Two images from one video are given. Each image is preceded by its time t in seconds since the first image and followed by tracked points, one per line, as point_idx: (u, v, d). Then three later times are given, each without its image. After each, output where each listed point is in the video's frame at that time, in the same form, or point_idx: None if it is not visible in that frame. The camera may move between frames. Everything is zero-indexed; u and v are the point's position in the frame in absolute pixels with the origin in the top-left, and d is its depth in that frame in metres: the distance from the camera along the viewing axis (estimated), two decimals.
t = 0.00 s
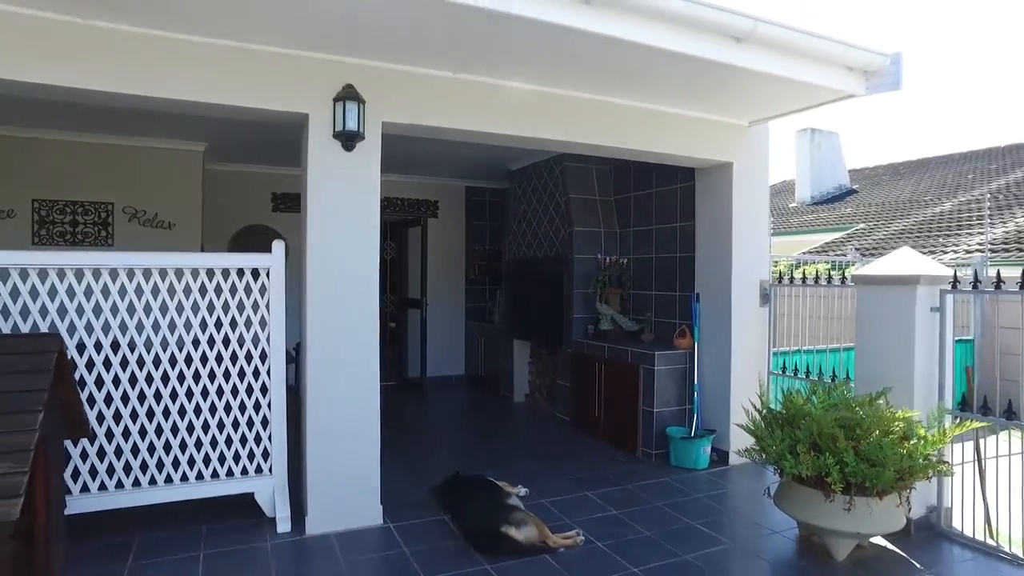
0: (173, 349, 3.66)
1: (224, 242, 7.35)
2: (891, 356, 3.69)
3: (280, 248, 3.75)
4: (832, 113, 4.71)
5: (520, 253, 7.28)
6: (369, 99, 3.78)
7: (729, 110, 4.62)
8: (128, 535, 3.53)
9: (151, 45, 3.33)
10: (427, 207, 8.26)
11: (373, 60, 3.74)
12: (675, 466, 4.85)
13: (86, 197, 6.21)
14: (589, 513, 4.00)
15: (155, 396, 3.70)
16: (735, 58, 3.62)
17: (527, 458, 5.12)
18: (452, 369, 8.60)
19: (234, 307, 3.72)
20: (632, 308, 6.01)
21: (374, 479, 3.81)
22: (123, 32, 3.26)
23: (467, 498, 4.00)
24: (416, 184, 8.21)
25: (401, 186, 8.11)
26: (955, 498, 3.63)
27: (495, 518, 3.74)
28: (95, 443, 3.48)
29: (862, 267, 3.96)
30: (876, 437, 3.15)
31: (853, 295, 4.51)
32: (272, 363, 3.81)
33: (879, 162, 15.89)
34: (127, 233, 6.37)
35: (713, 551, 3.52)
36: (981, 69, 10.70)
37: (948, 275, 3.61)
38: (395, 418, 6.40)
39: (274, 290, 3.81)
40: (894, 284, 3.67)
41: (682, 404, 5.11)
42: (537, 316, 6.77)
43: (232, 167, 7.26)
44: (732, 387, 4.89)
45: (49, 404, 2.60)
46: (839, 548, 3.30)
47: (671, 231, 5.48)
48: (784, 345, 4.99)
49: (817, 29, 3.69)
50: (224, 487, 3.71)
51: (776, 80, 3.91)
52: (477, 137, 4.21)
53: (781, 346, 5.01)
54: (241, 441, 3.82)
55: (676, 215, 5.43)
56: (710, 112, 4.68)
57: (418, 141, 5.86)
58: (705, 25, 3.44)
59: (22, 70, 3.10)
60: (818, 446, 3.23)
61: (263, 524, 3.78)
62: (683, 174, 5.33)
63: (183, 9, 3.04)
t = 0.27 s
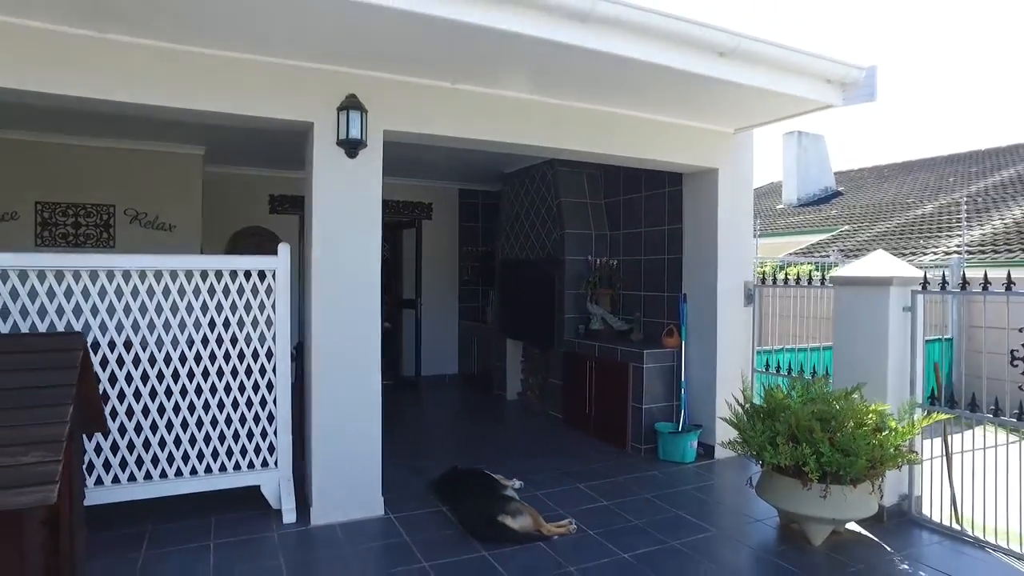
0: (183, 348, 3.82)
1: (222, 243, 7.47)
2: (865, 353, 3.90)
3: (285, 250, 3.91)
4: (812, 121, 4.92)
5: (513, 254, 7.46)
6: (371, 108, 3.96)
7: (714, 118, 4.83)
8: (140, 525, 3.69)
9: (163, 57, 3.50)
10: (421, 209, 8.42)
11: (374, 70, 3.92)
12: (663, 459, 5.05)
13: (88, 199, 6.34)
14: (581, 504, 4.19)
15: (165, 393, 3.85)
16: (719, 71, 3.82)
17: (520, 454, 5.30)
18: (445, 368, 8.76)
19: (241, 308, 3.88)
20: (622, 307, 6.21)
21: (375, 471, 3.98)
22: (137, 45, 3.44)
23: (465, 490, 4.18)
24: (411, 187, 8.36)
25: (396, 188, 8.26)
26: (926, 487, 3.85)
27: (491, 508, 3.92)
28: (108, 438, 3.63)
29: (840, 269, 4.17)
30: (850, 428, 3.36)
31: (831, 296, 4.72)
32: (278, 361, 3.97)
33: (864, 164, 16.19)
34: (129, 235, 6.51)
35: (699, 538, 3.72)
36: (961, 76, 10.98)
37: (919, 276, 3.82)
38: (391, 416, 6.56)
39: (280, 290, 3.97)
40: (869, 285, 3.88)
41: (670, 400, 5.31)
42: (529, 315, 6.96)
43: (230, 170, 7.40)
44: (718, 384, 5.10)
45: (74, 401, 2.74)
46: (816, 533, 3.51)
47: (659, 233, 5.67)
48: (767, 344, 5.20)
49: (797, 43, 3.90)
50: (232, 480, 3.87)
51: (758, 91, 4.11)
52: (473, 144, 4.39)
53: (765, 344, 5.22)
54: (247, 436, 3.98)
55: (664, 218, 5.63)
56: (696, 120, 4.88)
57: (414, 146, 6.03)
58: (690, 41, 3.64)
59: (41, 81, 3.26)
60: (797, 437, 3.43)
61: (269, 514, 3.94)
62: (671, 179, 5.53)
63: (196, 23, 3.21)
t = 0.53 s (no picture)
0: (189, 346, 3.93)
1: (220, 244, 7.57)
2: (848, 350, 4.06)
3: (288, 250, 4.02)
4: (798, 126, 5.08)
5: (507, 254, 7.59)
6: (371, 113, 4.08)
7: (703, 123, 4.97)
8: (147, 518, 3.80)
9: (170, 63, 3.62)
10: (416, 210, 8.53)
11: (374, 76, 4.04)
12: (654, 454, 5.19)
13: (88, 199, 6.42)
14: (575, 497, 4.32)
15: (171, 389, 3.96)
16: (708, 79, 3.97)
17: (515, 449, 5.43)
18: (440, 367, 8.88)
19: (246, 306, 3.99)
20: (614, 306, 6.35)
21: (376, 465, 4.10)
22: (144, 51, 3.56)
23: (463, 483, 4.31)
24: (406, 188, 8.47)
25: (392, 189, 8.37)
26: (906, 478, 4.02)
27: (488, 500, 4.05)
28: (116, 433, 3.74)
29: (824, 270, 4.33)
30: (832, 421, 3.51)
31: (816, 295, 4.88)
32: (281, 358, 4.08)
33: (852, 166, 16.42)
34: (129, 234, 6.60)
35: (688, 528, 3.86)
36: (945, 80, 11.19)
37: (899, 277, 3.98)
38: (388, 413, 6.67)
39: (283, 289, 4.08)
40: (852, 285, 4.04)
41: (661, 396, 5.46)
42: (523, 315, 7.09)
43: (227, 171, 7.49)
44: (707, 381, 5.25)
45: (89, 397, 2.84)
46: (800, 523, 3.66)
47: (650, 234, 5.81)
48: (755, 342, 5.36)
49: (783, 52, 4.06)
50: (236, 474, 3.98)
51: (745, 98, 4.26)
52: (469, 148, 4.51)
53: (753, 342, 5.38)
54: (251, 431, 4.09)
55: (655, 219, 5.77)
56: (686, 125, 5.03)
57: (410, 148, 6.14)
58: (680, 50, 3.79)
59: (55, 87, 3.37)
60: (782, 430, 3.58)
61: (272, 507, 4.05)
62: (662, 181, 5.68)
63: (204, 31, 3.32)
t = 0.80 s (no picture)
0: (194, 341, 4.06)
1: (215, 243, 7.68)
2: (826, 345, 4.26)
3: (290, 249, 4.17)
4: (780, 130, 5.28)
5: (498, 254, 7.75)
6: (369, 116, 4.23)
7: (688, 126, 5.16)
8: (153, 508, 3.93)
9: (176, 69, 3.76)
10: (409, 210, 8.67)
11: (372, 81, 4.19)
12: (642, 447, 5.37)
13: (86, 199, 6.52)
14: (566, 487, 4.50)
15: (176, 384, 4.09)
16: (693, 86, 4.16)
17: (507, 443, 5.60)
18: (433, 364, 9.03)
19: (249, 303, 4.14)
20: (603, 304, 6.53)
21: (374, 456, 4.26)
22: (151, 57, 3.69)
23: (459, 474, 4.47)
24: (398, 188, 8.61)
25: (384, 189, 8.51)
26: (881, 467, 4.22)
27: (483, 489, 4.21)
28: (123, 426, 3.87)
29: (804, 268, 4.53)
30: (810, 411, 3.70)
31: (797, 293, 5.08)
32: (282, 353, 4.23)
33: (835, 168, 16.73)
34: (126, 234, 6.71)
35: (674, 515, 4.05)
36: (925, 84, 11.47)
37: (875, 275, 4.18)
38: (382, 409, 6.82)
39: (284, 287, 4.23)
40: (830, 283, 4.24)
41: (649, 391, 5.64)
42: (514, 313, 7.25)
43: (222, 171, 7.60)
44: (693, 375, 5.44)
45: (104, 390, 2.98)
46: (780, 509, 3.85)
47: (638, 234, 6.00)
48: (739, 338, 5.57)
49: (764, 60, 4.25)
50: (240, 465, 4.12)
51: (728, 104, 4.45)
52: (463, 151, 4.67)
53: (737, 338, 5.58)
54: (254, 424, 4.23)
55: (643, 220, 5.96)
56: (672, 128, 5.21)
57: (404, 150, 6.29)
58: (666, 58, 3.97)
59: (66, 92, 3.49)
60: (762, 420, 3.77)
61: (274, 498, 4.19)
62: (649, 183, 5.86)
63: (211, 39, 3.46)
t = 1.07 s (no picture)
0: (197, 342, 4.18)
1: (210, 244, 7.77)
2: (807, 344, 4.45)
3: (291, 252, 4.29)
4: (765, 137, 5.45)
5: (490, 255, 7.89)
6: (367, 123, 4.35)
7: (676, 133, 5.32)
8: (156, 504, 4.04)
9: (180, 77, 3.86)
10: (402, 212, 8.80)
11: (371, 89, 4.31)
12: (631, 443, 5.53)
13: (84, 201, 6.60)
14: (557, 482, 4.65)
15: (180, 383, 4.21)
16: (682, 95, 4.33)
17: (500, 440, 5.75)
18: (425, 363, 9.17)
19: (251, 305, 4.26)
20: (592, 305, 6.70)
21: (372, 452, 4.39)
22: (156, 66, 3.79)
23: (454, 469, 4.61)
24: (392, 190, 8.73)
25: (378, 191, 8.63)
26: (860, 462, 4.41)
27: (478, 484, 4.35)
28: (129, 424, 3.98)
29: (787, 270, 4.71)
30: (791, 408, 3.88)
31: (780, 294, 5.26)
32: (283, 353, 4.35)
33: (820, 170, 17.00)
34: (123, 235, 6.79)
35: (662, 508, 4.21)
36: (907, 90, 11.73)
37: (853, 277, 4.37)
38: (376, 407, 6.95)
39: (285, 288, 4.35)
40: (811, 285, 4.42)
41: (637, 389, 5.81)
42: (506, 312, 7.39)
43: (218, 173, 7.69)
44: (680, 374, 5.61)
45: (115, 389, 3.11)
46: (763, 501, 4.03)
47: (627, 236, 6.16)
48: (724, 338, 5.75)
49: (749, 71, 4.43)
50: (242, 462, 4.24)
51: (714, 112, 4.62)
52: (458, 157, 4.81)
53: (723, 338, 5.76)
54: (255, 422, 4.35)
55: (632, 222, 6.12)
56: (661, 135, 5.37)
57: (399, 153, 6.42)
58: (654, 69, 4.13)
59: (74, 99, 3.60)
60: (747, 417, 3.94)
61: (275, 494, 4.31)
62: (638, 187, 6.03)
63: (216, 49, 3.58)
